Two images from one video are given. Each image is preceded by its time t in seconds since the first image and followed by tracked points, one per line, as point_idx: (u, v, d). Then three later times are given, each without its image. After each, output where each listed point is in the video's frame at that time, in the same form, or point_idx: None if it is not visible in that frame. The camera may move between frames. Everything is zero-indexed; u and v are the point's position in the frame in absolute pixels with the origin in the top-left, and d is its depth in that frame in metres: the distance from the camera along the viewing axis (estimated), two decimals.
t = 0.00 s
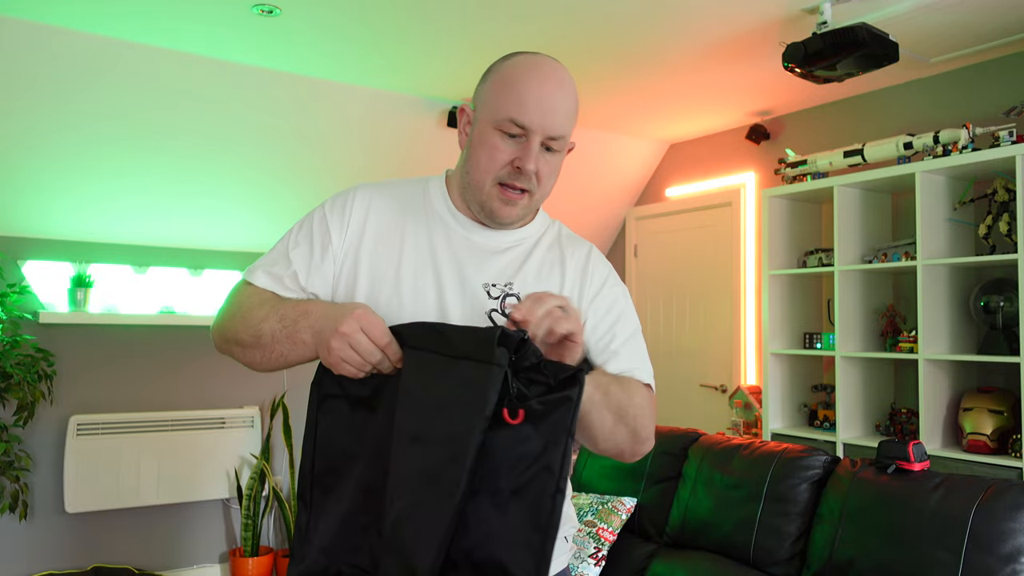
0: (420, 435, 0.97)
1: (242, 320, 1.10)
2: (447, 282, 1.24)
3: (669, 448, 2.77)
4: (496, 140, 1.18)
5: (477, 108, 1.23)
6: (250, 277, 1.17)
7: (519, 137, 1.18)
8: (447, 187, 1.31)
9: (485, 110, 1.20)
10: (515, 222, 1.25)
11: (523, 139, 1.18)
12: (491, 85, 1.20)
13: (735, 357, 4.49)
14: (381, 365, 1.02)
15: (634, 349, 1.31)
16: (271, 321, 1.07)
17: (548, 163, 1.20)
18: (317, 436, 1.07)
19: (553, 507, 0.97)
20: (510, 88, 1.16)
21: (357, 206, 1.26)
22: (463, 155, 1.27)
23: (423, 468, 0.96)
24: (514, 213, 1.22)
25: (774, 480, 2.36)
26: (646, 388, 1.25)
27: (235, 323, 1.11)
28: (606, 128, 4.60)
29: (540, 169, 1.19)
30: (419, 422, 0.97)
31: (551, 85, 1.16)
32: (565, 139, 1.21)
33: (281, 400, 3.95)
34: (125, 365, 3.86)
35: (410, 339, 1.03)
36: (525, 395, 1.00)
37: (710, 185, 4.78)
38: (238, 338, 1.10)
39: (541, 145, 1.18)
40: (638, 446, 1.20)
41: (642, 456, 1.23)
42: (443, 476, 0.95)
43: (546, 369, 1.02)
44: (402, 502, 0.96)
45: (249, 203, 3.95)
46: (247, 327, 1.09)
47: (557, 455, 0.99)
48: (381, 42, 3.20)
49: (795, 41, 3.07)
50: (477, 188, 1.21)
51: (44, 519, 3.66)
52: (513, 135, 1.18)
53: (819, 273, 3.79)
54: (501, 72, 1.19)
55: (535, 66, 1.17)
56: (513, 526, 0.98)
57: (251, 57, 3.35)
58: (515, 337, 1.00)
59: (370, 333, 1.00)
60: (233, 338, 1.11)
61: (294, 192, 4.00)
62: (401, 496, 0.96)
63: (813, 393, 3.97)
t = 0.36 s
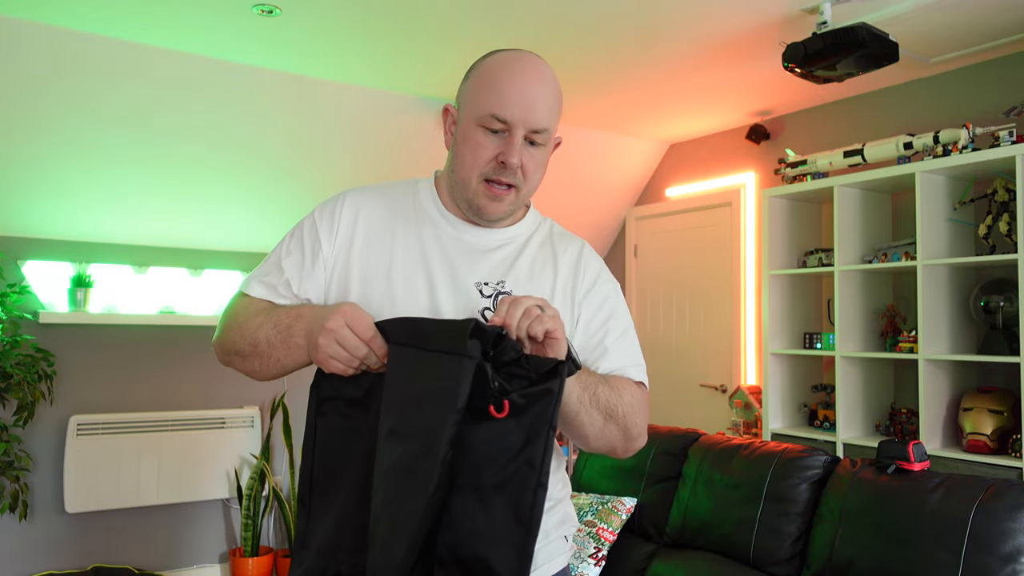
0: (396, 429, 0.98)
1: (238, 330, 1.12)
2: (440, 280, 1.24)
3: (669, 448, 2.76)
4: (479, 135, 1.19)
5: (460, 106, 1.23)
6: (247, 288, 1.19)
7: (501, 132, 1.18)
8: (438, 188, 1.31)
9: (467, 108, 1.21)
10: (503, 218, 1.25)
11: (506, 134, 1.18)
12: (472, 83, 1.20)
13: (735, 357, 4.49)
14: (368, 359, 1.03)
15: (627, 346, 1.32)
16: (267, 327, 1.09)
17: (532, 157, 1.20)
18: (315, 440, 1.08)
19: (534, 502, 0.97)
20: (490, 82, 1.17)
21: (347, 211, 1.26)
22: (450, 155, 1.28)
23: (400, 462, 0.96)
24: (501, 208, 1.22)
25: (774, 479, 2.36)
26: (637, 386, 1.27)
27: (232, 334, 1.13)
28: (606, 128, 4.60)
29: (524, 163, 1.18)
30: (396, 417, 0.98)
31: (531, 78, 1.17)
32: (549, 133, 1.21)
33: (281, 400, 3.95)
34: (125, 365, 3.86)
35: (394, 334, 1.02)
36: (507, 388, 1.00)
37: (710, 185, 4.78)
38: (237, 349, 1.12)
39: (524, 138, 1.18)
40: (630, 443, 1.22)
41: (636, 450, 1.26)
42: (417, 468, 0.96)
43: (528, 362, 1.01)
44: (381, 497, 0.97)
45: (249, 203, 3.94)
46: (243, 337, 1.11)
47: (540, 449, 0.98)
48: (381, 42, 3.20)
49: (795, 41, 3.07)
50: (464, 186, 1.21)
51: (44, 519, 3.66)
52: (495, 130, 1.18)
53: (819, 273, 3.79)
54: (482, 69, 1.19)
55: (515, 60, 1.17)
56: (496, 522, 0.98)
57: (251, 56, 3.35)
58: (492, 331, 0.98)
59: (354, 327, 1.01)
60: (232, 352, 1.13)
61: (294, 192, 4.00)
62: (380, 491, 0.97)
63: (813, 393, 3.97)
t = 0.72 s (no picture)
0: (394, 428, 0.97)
1: (237, 329, 1.12)
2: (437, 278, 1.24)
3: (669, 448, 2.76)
4: (475, 133, 1.19)
5: (457, 104, 1.23)
6: (244, 289, 1.18)
7: (497, 130, 1.18)
8: (434, 188, 1.31)
9: (464, 106, 1.21)
10: (499, 215, 1.25)
11: (502, 132, 1.18)
12: (469, 81, 1.20)
13: (735, 357, 4.49)
14: (369, 358, 1.02)
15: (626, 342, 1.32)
16: (267, 327, 1.09)
17: (528, 155, 1.20)
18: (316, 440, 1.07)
19: (534, 501, 0.97)
20: (488, 81, 1.17)
21: (343, 211, 1.26)
22: (447, 152, 1.28)
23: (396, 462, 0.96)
24: (497, 205, 1.22)
25: (774, 479, 2.36)
26: (637, 380, 1.28)
27: (231, 335, 1.12)
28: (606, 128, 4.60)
29: (520, 160, 1.18)
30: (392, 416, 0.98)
31: (527, 77, 1.17)
32: (546, 131, 1.21)
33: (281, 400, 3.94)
34: (125, 365, 3.86)
35: (393, 333, 1.01)
36: (505, 389, 1.00)
37: (710, 185, 4.78)
38: (236, 350, 1.11)
39: (520, 137, 1.18)
40: (632, 436, 1.23)
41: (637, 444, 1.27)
42: (414, 468, 0.96)
43: (526, 361, 1.01)
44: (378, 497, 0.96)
45: (249, 203, 3.94)
46: (243, 338, 1.11)
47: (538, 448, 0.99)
48: (380, 42, 3.20)
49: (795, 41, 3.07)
50: (460, 183, 1.22)
51: (44, 519, 3.66)
52: (491, 128, 1.18)
53: (819, 273, 3.79)
54: (480, 66, 1.19)
55: (513, 60, 1.17)
56: (496, 521, 0.98)
57: (251, 56, 3.35)
58: (488, 332, 1.00)
59: (355, 325, 1.01)
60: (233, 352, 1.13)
61: (294, 191, 4.00)
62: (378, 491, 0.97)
63: (813, 393, 3.97)
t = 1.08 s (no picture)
0: (403, 406, 0.95)
1: (237, 322, 1.12)
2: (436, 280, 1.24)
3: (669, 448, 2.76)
4: (449, 126, 1.19)
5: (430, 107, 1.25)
6: (242, 290, 1.18)
7: (470, 119, 1.18)
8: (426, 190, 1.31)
9: (436, 104, 1.22)
10: (487, 207, 1.23)
11: (474, 120, 1.18)
12: (438, 80, 1.22)
13: (735, 357, 4.49)
14: (379, 328, 0.97)
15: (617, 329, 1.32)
16: (267, 316, 1.09)
17: (505, 140, 1.19)
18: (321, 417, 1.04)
19: (542, 483, 0.96)
20: (453, 74, 1.18)
21: (340, 216, 1.27)
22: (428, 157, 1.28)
23: (404, 440, 0.94)
24: (481, 194, 1.20)
25: (774, 479, 2.36)
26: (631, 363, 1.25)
27: (231, 329, 1.12)
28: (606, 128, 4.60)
29: (496, 145, 1.17)
30: (401, 393, 0.95)
31: (492, 63, 1.18)
32: (520, 116, 1.20)
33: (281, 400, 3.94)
34: (125, 365, 3.86)
35: (405, 306, 0.96)
36: (515, 370, 0.96)
37: (710, 185, 4.78)
38: (236, 343, 1.11)
39: (493, 122, 1.18)
40: (626, 421, 1.21)
41: (630, 433, 1.25)
42: (424, 445, 0.94)
43: (538, 344, 0.97)
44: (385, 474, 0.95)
45: (249, 202, 3.94)
46: (243, 329, 1.10)
47: (550, 429, 0.97)
48: (380, 41, 3.20)
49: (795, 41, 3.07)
50: (443, 180, 1.21)
51: (44, 519, 3.66)
52: (463, 118, 1.18)
53: (819, 273, 3.79)
54: (445, 65, 1.22)
55: (475, 50, 1.19)
56: (504, 503, 0.95)
57: (251, 56, 3.35)
58: (501, 313, 0.95)
59: (367, 291, 0.95)
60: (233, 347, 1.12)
61: (294, 191, 4.00)
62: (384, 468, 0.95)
63: (812, 393, 3.97)
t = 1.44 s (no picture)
0: (402, 389, 0.99)
1: (237, 328, 1.15)
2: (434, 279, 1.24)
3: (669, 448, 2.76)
4: (435, 126, 1.19)
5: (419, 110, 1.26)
6: (243, 296, 1.21)
7: (455, 119, 1.19)
8: (422, 194, 1.32)
9: (423, 106, 1.23)
10: (477, 205, 1.23)
11: (460, 120, 1.19)
12: (425, 82, 1.23)
13: (735, 357, 4.50)
14: (377, 317, 1.04)
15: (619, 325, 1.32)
16: (267, 315, 1.13)
17: (491, 138, 1.19)
18: (325, 412, 1.09)
19: (535, 469, 0.97)
20: (438, 75, 1.19)
21: (338, 222, 1.29)
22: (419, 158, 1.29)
23: (400, 423, 0.97)
24: (470, 193, 1.20)
25: (774, 479, 2.36)
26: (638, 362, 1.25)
27: (231, 333, 1.16)
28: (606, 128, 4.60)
29: (482, 143, 1.18)
30: (400, 378, 0.99)
31: (476, 61, 1.18)
32: (507, 113, 1.21)
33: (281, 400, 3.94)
34: (125, 365, 3.86)
35: (404, 294, 1.04)
36: (512, 354, 1.00)
37: (710, 185, 4.78)
38: (237, 347, 1.15)
39: (479, 121, 1.19)
40: (630, 419, 1.22)
41: (632, 432, 1.26)
42: (418, 428, 0.97)
43: (536, 331, 1.01)
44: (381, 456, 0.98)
45: (249, 202, 3.94)
46: (243, 332, 1.14)
47: (547, 416, 0.98)
48: (380, 41, 3.20)
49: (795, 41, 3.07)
50: (431, 180, 1.21)
51: (44, 519, 3.66)
52: (449, 118, 1.19)
53: (819, 273, 3.78)
54: (432, 66, 1.22)
55: (460, 49, 1.19)
56: (497, 488, 0.98)
57: (251, 56, 3.35)
58: (500, 297, 0.99)
59: (364, 280, 1.04)
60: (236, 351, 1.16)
61: (293, 191, 4.00)
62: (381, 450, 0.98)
63: (813, 393, 3.97)
